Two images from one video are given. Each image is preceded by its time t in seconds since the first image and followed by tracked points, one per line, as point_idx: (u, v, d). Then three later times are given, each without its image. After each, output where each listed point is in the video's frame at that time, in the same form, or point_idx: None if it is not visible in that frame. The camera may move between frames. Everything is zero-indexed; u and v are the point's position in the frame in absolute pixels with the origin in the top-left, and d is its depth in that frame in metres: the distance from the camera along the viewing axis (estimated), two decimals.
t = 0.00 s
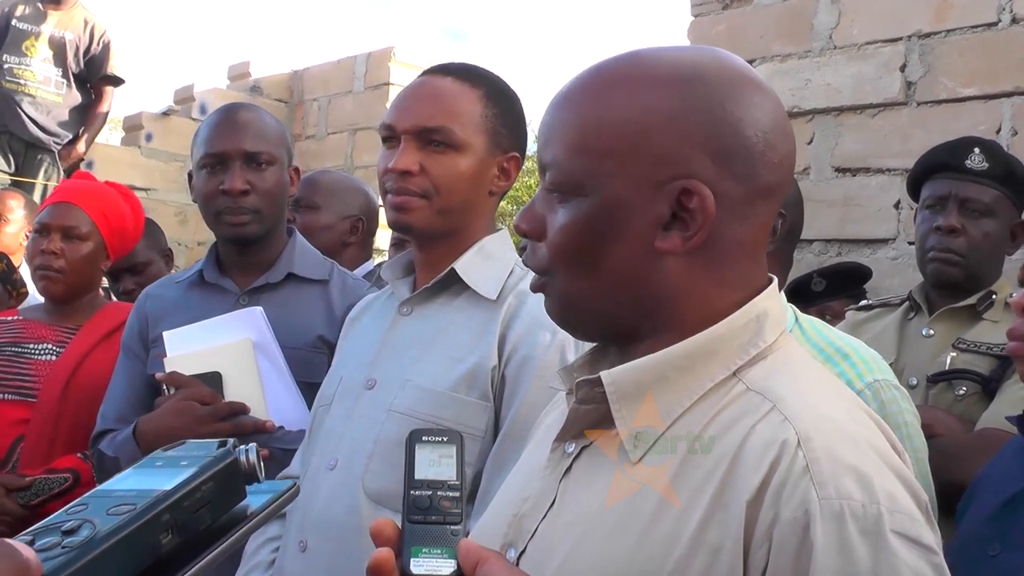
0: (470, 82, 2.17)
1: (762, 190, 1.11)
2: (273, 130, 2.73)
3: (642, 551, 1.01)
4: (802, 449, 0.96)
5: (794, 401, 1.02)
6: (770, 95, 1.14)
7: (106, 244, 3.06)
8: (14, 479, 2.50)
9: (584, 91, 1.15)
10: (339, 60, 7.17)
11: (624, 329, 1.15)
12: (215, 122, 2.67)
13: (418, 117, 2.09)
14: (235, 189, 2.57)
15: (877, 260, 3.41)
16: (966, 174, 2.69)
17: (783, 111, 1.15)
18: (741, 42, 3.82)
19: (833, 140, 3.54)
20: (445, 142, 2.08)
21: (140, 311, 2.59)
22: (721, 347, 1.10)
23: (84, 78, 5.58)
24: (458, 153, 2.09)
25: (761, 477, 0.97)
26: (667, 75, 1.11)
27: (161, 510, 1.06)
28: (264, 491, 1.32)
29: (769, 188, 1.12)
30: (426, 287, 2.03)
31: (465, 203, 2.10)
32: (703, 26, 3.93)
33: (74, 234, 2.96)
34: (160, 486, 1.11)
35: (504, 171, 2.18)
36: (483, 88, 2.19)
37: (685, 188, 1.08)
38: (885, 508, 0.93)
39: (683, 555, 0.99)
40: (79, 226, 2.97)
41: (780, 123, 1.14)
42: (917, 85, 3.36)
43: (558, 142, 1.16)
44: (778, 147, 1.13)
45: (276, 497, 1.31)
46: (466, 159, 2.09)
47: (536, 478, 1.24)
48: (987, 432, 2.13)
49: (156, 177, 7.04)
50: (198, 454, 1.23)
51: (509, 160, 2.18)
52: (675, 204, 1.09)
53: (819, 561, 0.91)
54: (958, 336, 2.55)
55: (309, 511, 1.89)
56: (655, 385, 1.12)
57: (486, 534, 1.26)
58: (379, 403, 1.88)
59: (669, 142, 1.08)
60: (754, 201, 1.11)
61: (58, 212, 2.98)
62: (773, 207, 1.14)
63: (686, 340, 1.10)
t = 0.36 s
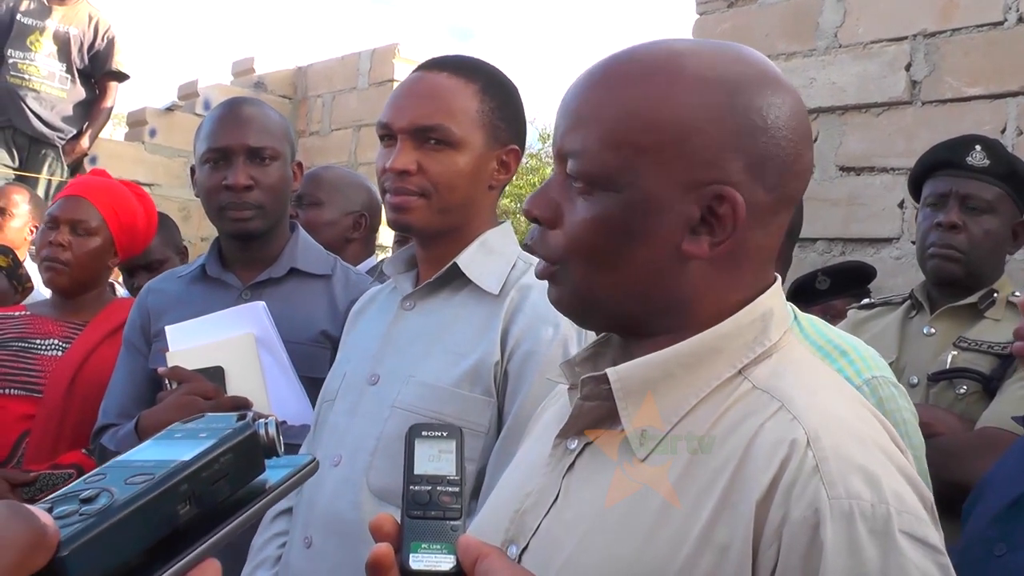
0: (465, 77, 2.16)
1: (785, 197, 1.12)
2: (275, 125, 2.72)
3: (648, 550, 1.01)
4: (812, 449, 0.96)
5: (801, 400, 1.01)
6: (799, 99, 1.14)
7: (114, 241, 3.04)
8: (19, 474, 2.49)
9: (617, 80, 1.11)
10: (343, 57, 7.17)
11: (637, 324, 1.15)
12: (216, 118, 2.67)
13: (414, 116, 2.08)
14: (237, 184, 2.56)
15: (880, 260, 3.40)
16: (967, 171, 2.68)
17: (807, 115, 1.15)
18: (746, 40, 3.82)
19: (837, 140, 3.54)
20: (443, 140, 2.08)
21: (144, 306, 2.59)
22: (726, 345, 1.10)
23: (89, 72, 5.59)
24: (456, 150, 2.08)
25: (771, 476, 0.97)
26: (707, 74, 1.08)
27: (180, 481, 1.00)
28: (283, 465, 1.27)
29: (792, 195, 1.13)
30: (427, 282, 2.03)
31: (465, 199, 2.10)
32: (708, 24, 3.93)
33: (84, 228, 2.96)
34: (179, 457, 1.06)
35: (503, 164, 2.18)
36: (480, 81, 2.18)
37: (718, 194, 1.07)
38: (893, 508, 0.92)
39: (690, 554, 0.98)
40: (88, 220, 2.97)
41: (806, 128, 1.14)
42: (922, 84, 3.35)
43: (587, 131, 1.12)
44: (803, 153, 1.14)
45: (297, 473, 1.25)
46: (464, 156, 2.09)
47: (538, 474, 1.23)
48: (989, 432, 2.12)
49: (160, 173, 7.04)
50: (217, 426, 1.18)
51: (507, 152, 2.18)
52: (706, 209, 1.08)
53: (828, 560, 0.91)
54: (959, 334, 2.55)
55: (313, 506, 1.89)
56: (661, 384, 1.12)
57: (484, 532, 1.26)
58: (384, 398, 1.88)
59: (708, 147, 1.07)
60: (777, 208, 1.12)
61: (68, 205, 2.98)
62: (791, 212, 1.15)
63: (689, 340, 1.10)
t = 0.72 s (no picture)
0: (465, 71, 2.16)
1: (752, 192, 1.10)
2: (278, 118, 2.72)
3: (648, 551, 1.02)
4: (812, 451, 0.96)
5: (802, 401, 1.02)
6: (760, 89, 1.11)
7: (122, 234, 3.05)
8: (17, 467, 2.51)
9: (566, 95, 1.12)
10: (347, 51, 7.16)
11: (620, 333, 1.16)
12: (218, 112, 2.67)
13: (414, 109, 2.08)
14: (240, 179, 2.56)
15: (883, 258, 3.40)
16: (967, 170, 2.68)
17: (772, 103, 1.12)
18: (750, 37, 3.81)
19: (841, 137, 3.54)
20: (442, 133, 2.08)
21: (147, 299, 2.59)
22: (727, 343, 1.10)
23: (93, 64, 5.61)
24: (456, 144, 2.08)
25: (771, 477, 0.97)
26: (649, 79, 1.07)
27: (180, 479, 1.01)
28: (283, 463, 1.26)
29: (758, 190, 1.11)
30: (429, 276, 2.04)
31: (465, 193, 2.10)
32: (713, 20, 3.92)
33: (91, 220, 2.96)
34: (179, 454, 1.07)
35: (504, 157, 2.17)
36: (480, 75, 2.18)
37: (670, 199, 1.07)
38: (895, 511, 0.93)
39: (691, 554, 0.99)
40: (96, 212, 2.97)
41: (770, 117, 1.11)
42: (927, 82, 3.35)
43: (542, 148, 1.14)
44: (769, 144, 1.11)
45: (296, 470, 1.25)
46: (464, 150, 2.09)
47: (538, 471, 1.24)
48: (989, 431, 2.13)
49: (163, 166, 7.03)
50: (217, 424, 1.18)
51: (508, 145, 2.17)
52: (661, 214, 1.08)
53: (829, 562, 0.91)
54: (960, 333, 2.55)
55: (316, 501, 1.90)
56: (662, 382, 1.11)
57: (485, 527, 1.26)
58: (386, 392, 1.89)
59: (654, 153, 1.06)
60: (745, 206, 1.10)
61: (75, 197, 2.99)
62: (764, 205, 1.13)
63: (693, 336, 1.10)
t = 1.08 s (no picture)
0: (470, 65, 2.16)
1: (748, 176, 1.10)
2: (283, 113, 2.72)
3: (637, 551, 1.02)
4: (802, 447, 0.97)
5: (793, 397, 1.02)
6: (766, 80, 1.13)
7: (128, 227, 3.07)
8: (15, 458, 2.51)
9: (574, 73, 1.15)
10: (351, 45, 7.15)
11: (615, 315, 1.17)
12: (224, 106, 2.67)
13: (418, 102, 2.09)
14: (245, 176, 2.57)
15: (887, 254, 3.40)
16: (970, 166, 2.69)
17: (777, 94, 1.14)
18: (755, 33, 3.81)
19: (845, 133, 3.54)
20: (446, 126, 2.08)
21: (153, 293, 2.60)
22: (721, 339, 1.10)
23: (94, 57, 5.59)
24: (459, 137, 2.08)
25: (760, 474, 0.98)
26: (653, 58, 1.10)
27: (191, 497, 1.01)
28: (294, 480, 1.25)
29: (756, 175, 1.11)
30: (433, 270, 2.05)
31: (468, 186, 2.10)
32: (717, 15, 3.90)
33: (98, 213, 2.98)
34: (192, 471, 1.06)
35: (509, 152, 2.16)
36: (486, 70, 2.18)
37: (662, 173, 1.08)
38: (885, 508, 0.93)
39: (679, 552, 1.00)
40: (103, 206, 2.99)
41: (773, 107, 1.13)
42: (931, 79, 3.34)
43: (546, 124, 1.17)
44: (769, 132, 1.12)
45: (306, 489, 1.23)
46: (467, 143, 2.09)
47: (533, 468, 1.24)
48: (991, 429, 2.14)
49: (166, 159, 7.04)
50: (230, 441, 1.17)
51: (513, 140, 2.17)
52: (654, 189, 1.09)
53: (817, 558, 0.92)
54: (963, 330, 2.55)
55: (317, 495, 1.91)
56: (653, 378, 1.12)
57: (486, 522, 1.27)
58: (388, 386, 1.90)
59: (648, 126, 1.09)
60: (741, 188, 1.10)
61: (79, 191, 3.00)
62: (763, 194, 1.13)
63: (683, 334, 1.10)
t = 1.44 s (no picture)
0: (478, 62, 2.17)
1: (763, 172, 1.11)
2: (288, 110, 2.72)
3: (641, 548, 1.03)
4: (809, 446, 0.98)
5: (800, 396, 1.03)
6: (783, 78, 1.14)
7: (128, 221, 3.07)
8: (18, 451, 2.53)
9: (591, 66, 1.16)
10: (354, 41, 7.15)
11: (624, 307, 1.18)
12: (230, 103, 2.68)
13: (425, 96, 2.10)
14: (251, 173, 2.58)
15: (889, 251, 3.41)
16: (973, 163, 2.69)
17: (794, 93, 1.15)
18: (758, 29, 3.80)
19: (848, 129, 3.54)
20: (452, 121, 2.08)
21: (159, 289, 2.61)
22: (728, 336, 1.11)
23: (98, 53, 5.58)
24: (464, 132, 2.09)
25: (766, 472, 0.99)
26: (671, 52, 1.11)
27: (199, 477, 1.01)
28: (300, 462, 1.25)
29: (770, 172, 1.12)
30: (438, 266, 2.06)
31: (473, 181, 2.10)
32: (721, 11, 3.89)
33: (99, 209, 2.98)
34: (201, 452, 1.07)
35: (515, 149, 2.17)
36: (494, 66, 2.18)
37: (677, 165, 1.09)
38: (891, 508, 0.94)
39: (684, 548, 1.01)
40: (104, 201, 2.99)
41: (789, 106, 1.13)
42: (934, 75, 3.35)
43: (562, 115, 1.18)
44: (785, 130, 1.13)
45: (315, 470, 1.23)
46: (473, 138, 2.09)
47: (537, 464, 1.25)
48: (993, 425, 2.15)
49: (169, 155, 7.04)
50: (237, 423, 1.17)
51: (520, 137, 2.17)
52: (668, 181, 1.10)
53: (822, 556, 0.93)
54: (964, 327, 2.56)
55: (321, 490, 1.92)
56: (659, 374, 1.13)
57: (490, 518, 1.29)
58: (393, 380, 1.91)
59: (664, 119, 1.10)
60: (755, 184, 1.11)
61: (80, 186, 3.01)
62: (776, 190, 1.14)
63: (690, 331, 1.11)
